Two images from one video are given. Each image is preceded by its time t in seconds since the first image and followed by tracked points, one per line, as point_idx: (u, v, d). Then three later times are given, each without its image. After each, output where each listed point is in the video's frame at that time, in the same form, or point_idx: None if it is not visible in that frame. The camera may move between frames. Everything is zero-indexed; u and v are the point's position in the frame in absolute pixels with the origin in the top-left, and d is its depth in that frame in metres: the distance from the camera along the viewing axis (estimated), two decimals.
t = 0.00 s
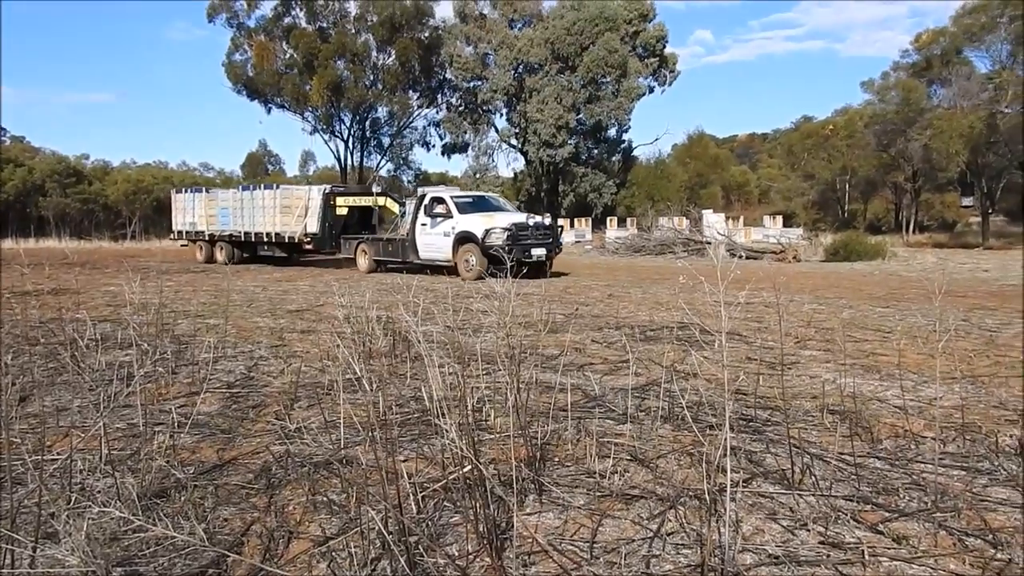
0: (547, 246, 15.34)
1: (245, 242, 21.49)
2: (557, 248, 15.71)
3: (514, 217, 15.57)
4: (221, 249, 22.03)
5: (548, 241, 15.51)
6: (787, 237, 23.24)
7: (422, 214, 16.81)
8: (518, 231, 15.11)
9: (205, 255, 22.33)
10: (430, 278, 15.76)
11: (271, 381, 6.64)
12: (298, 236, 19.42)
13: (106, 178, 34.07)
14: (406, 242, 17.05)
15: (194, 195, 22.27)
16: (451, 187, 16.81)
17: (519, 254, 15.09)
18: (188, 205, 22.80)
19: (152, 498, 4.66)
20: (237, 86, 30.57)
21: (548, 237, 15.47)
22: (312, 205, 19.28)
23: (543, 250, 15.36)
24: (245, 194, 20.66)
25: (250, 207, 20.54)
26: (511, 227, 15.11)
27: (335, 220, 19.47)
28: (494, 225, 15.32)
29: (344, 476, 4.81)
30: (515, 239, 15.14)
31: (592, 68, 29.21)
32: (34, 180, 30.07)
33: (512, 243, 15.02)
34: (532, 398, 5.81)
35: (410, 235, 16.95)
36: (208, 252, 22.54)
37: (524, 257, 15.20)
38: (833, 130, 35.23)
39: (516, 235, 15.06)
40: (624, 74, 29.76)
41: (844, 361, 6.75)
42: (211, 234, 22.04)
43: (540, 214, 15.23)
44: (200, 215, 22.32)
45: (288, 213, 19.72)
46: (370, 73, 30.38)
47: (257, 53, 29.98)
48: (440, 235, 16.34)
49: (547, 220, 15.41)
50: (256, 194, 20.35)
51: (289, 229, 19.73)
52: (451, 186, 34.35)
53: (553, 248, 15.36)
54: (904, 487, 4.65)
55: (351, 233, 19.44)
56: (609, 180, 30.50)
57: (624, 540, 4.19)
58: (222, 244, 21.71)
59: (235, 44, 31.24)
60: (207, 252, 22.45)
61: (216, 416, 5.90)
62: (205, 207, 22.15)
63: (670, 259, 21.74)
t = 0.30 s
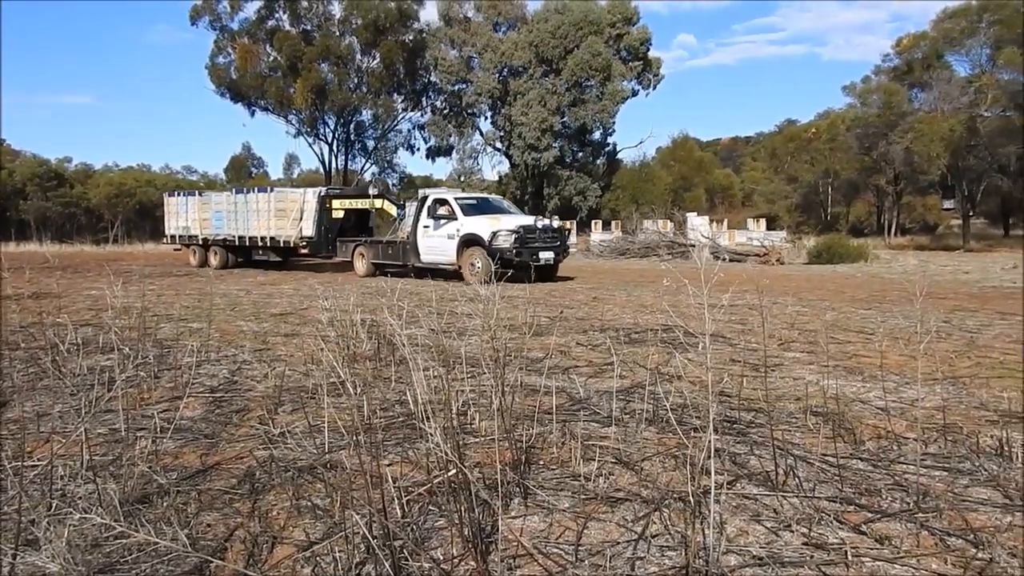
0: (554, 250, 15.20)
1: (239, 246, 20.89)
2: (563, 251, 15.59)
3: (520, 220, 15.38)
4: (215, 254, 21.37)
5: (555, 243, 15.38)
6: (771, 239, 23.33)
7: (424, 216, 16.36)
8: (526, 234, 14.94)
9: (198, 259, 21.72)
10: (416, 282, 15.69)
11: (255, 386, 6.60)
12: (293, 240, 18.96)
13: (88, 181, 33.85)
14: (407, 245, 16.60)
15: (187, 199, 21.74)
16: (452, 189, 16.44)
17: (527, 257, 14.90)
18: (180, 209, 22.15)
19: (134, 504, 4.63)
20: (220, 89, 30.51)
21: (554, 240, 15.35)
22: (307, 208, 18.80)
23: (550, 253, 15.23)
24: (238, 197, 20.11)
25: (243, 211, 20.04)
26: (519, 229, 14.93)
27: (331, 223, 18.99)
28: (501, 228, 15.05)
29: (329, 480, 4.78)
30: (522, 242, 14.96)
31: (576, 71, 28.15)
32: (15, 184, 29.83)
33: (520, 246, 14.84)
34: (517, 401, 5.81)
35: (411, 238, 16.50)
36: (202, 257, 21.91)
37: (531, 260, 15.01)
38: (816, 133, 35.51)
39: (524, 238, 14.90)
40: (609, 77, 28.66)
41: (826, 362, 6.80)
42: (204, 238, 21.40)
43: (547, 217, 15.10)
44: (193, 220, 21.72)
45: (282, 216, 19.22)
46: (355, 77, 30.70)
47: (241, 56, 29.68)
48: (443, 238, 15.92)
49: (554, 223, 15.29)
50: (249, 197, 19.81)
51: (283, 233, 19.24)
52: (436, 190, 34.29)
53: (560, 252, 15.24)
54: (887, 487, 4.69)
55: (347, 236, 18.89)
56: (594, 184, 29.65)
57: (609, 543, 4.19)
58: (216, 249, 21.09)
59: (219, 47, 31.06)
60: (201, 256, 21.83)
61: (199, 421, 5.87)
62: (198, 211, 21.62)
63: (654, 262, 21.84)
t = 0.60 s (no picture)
0: (560, 254, 14.85)
1: (232, 250, 20.74)
2: (569, 255, 15.25)
3: (525, 224, 15.03)
4: (207, 258, 21.12)
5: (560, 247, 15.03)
6: (755, 242, 23.44)
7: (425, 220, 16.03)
8: (531, 238, 14.59)
9: (190, 263, 21.43)
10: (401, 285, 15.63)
11: (238, 391, 6.56)
12: (288, 244, 18.73)
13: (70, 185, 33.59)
14: (408, 249, 16.24)
15: (179, 201, 21.52)
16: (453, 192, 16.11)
17: (532, 262, 14.55)
18: (173, 212, 21.97)
19: (115, 510, 4.59)
20: (203, 91, 30.20)
21: (560, 244, 15.00)
22: (302, 211, 18.58)
23: (556, 258, 14.88)
24: (232, 200, 19.93)
25: (237, 214, 19.86)
26: (523, 233, 14.57)
27: (327, 226, 18.74)
28: (505, 232, 14.71)
29: (312, 485, 4.76)
30: (527, 246, 14.62)
31: (561, 74, 27.91)
32: None
33: (525, 250, 14.49)
34: (502, 404, 5.81)
35: (411, 242, 16.16)
36: (195, 260, 21.62)
37: (537, 265, 14.67)
38: (797, 137, 35.79)
39: (529, 242, 14.54)
40: (592, 80, 28.42)
41: (809, 363, 6.85)
42: (197, 242, 21.24)
43: (553, 220, 14.76)
44: (186, 223, 21.53)
45: (277, 219, 19.02)
46: (339, 80, 30.65)
47: (223, 58, 29.50)
48: (444, 242, 15.58)
49: (559, 227, 14.95)
50: (243, 200, 19.63)
51: (278, 236, 19.05)
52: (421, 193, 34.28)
53: (565, 256, 14.90)
54: (869, 489, 4.72)
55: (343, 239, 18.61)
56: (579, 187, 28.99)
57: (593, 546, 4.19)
58: (209, 253, 20.86)
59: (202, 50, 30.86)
60: (194, 259, 21.58)
61: (182, 426, 5.83)
62: (190, 214, 21.39)
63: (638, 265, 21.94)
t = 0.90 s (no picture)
0: (565, 258, 14.41)
1: (222, 255, 20.03)
2: (573, 260, 14.80)
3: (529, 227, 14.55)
4: (197, 262, 20.47)
5: (565, 251, 14.58)
6: (732, 247, 23.60)
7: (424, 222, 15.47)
8: (536, 241, 14.11)
9: (179, 269, 20.72)
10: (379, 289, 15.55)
11: (216, 396, 6.50)
12: (280, 248, 18.09)
13: (46, 188, 33.19)
14: (406, 253, 15.64)
15: (168, 205, 20.86)
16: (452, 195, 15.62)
17: (538, 267, 14.07)
18: (160, 216, 21.33)
19: (90, 518, 4.53)
20: (180, 94, 30.08)
21: (565, 248, 14.55)
22: (295, 214, 17.99)
23: (561, 262, 14.41)
24: (222, 203, 19.34)
25: (227, 218, 19.26)
26: (529, 236, 14.10)
27: (320, 231, 18.15)
28: (509, 235, 14.22)
29: (290, 491, 4.73)
30: (532, 250, 14.14)
31: (540, 79, 27.71)
32: None
33: (530, 254, 14.01)
34: (481, 409, 5.81)
35: (409, 246, 15.58)
36: (183, 266, 20.83)
37: (542, 269, 14.20)
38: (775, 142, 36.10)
39: (534, 246, 14.07)
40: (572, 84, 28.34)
41: (786, 367, 6.89)
42: (185, 247, 20.64)
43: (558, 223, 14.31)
44: (173, 227, 20.90)
45: (268, 223, 18.41)
46: (317, 84, 30.49)
47: (200, 61, 29.32)
48: (445, 246, 15.01)
49: (565, 230, 14.51)
50: (233, 203, 19.05)
51: (269, 240, 18.40)
52: (400, 197, 34.21)
53: (571, 260, 14.45)
54: (845, 490, 4.76)
55: (337, 243, 17.99)
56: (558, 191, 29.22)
57: (572, 550, 4.19)
58: (198, 258, 20.21)
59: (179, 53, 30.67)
60: (182, 266, 20.78)
61: (158, 432, 5.77)
62: (179, 218, 20.71)
63: (617, 268, 22.01)
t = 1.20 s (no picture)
0: (568, 261, 14.20)
1: (210, 258, 19.27)
2: (575, 262, 14.59)
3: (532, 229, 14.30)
4: (185, 266, 19.70)
5: (568, 254, 14.37)
6: (711, 248, 23.89)
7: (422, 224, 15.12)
8: (540, 244, 13.88)
9: (166, 273, 20.02)
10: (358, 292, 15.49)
11: (192, 400, 6.44)
12: (270, 252, 17.60)
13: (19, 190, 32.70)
14: (403, 255, 15.26)
15: (154, 207, 20.23)
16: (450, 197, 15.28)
17: (542, 270, 13.84)
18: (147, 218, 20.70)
19: (64, 524, 4.48)
20: (155, 96, 29.67)
21: (568, 250, 14.33)
22: (285, 217, 17.47)
23: (564, 265, 14.19)
24: (210, 205, 18.74)
25: (215, 220, 18.66)
26: (533, 239, 13.86)
27: (312, 233, 17.68)
28: (513, 238, 13.97)
29: (268, 495, 4.70)
30: (535, 253, 13.91)
31: (519, 83, 27.64)
32: None
33: (535, 257, 13.79)
34: (460, 412, 5.80)
35: (406, 248, 15.20)
36: (171, 272, 20.13)
37: (546, 273, 13.97)
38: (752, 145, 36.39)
39: (538, 248, 13.84)
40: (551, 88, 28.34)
41: (764, 369, 6.95)
42: (172, 250, 19.94)
43: (561, 226, 14.09)
44: (159, 230, 20.27)
45: (258, 226, 17.84)
46: (295, 85, 30.30)
47: (177, 63, 29.04)
48: (444, 248, 14.69)
49: (568, 232, 14.29)
50: (221, 204, 18.45)
51: (258, 243, 17.85)
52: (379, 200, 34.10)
53: (574, 263, 14.23)
54: (822, 491, 4.80)
55: (329, 247, 17.49)
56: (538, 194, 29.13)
57: (552, 552, 4.20)
58: (186, 260, 19.51)
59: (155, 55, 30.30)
60: (169, 270, 20.05)
61: (134, 437, 5.71)
62: (165, 220, 20.09)
63: (598, 271, 22.03)
